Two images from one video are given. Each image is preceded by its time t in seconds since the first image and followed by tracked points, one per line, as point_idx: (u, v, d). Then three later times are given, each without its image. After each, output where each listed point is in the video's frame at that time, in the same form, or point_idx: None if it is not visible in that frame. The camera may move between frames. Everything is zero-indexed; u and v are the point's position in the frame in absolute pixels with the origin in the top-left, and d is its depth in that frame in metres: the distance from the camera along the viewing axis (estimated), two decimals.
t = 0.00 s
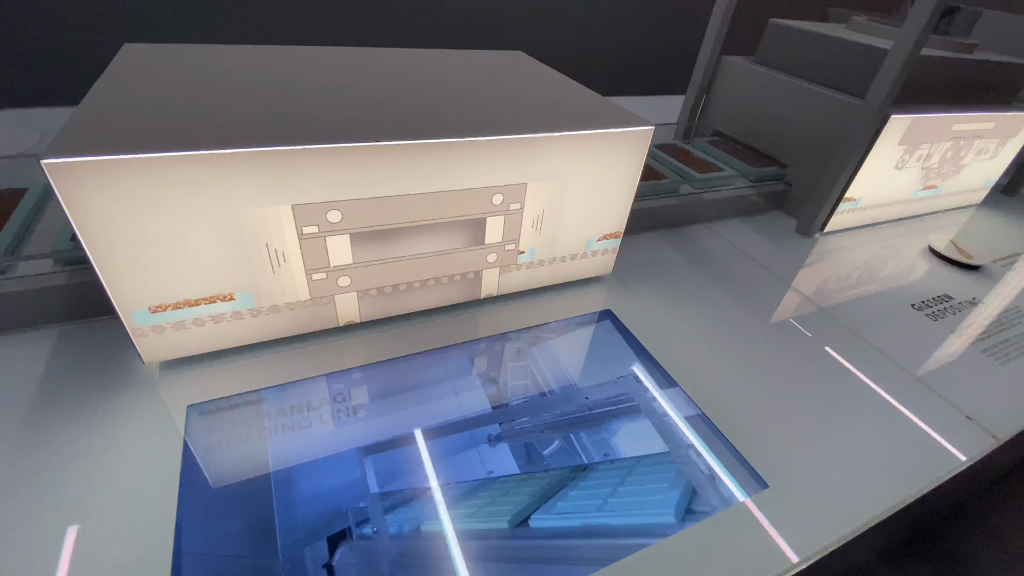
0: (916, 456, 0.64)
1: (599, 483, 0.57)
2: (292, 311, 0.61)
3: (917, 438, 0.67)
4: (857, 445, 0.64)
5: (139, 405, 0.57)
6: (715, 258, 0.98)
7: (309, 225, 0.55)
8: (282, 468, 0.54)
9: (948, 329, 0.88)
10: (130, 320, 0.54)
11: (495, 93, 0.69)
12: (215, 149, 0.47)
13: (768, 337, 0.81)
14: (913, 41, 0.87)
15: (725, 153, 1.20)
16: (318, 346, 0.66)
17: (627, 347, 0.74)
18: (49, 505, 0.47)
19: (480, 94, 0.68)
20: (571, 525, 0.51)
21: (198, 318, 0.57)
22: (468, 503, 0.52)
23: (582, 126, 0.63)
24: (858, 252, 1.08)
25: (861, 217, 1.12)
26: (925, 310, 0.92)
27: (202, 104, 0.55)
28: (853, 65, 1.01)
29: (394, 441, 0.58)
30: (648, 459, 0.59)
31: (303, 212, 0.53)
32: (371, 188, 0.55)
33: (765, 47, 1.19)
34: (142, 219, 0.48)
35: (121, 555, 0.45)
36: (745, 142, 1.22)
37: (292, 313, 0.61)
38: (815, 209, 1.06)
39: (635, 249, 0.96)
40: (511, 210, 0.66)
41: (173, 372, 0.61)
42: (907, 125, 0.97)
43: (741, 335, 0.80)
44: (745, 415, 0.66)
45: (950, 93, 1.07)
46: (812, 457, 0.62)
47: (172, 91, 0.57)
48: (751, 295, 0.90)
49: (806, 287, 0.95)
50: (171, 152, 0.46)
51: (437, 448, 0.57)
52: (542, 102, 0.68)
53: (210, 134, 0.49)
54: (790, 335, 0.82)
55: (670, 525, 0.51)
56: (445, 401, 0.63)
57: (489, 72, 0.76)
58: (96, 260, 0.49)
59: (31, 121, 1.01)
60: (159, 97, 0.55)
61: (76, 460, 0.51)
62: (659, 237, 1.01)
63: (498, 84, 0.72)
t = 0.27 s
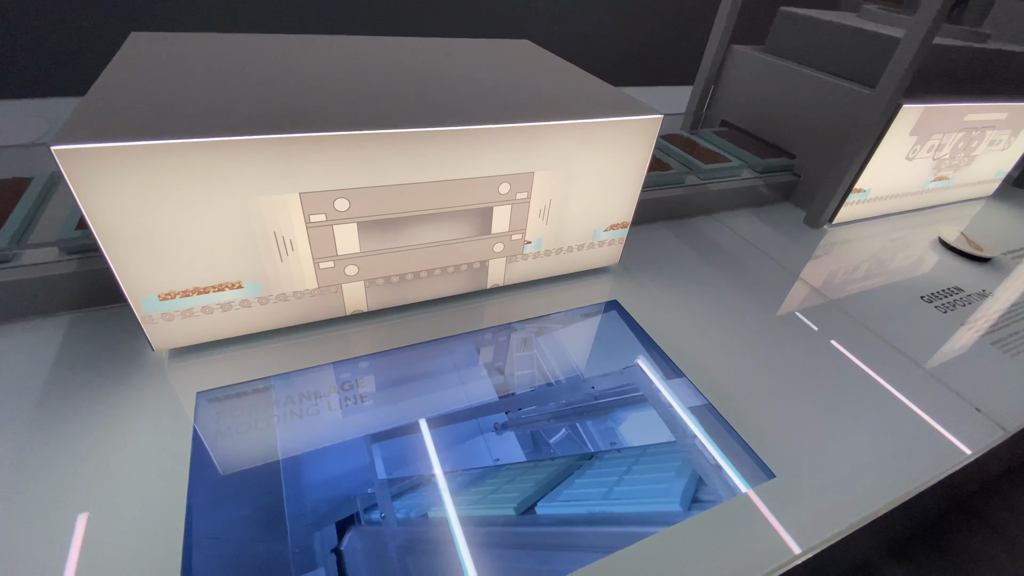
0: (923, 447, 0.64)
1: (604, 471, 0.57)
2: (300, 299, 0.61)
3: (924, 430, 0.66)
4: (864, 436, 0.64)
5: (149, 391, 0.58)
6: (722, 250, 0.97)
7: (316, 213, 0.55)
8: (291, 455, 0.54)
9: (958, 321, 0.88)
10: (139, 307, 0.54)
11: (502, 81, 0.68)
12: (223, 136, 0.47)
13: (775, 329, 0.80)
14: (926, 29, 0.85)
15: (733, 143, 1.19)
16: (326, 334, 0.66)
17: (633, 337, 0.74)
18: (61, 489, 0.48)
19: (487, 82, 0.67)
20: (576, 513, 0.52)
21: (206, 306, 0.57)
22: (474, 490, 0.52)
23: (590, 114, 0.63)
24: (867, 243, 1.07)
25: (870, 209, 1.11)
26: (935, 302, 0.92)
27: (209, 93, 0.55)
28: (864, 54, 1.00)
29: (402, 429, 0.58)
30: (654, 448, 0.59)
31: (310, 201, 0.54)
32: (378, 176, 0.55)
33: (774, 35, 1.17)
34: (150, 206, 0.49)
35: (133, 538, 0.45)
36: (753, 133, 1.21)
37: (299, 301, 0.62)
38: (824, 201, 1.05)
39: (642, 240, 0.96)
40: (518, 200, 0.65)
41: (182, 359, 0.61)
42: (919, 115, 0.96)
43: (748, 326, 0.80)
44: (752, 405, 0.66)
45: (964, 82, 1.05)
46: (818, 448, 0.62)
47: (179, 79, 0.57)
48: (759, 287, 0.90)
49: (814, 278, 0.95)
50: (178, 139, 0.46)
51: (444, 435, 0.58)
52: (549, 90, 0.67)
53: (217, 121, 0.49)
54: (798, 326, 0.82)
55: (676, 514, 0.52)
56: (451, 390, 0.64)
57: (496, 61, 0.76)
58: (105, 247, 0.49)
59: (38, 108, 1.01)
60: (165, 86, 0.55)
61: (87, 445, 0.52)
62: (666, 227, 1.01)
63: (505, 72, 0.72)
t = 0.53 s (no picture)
0: (928, 441, 0.64)
1: (610, 462, 0.57)
2: (306, 291, 0.62)
3: (929, 423, 0.66)
4: (869, 429, 0.64)
5: (157, 382, 0.58)
6: (728, 243, 0.97)
7: (322, 205, 0.55)
8: (298, 445, 0.55)
9: (964, 316, 0.87)
10: (147, 298, 0.55)
11: (507, 74, 0.68)
12: (228, 127, 0.47)
13: (781, 322, 0.80)
14: (935, 21, 0.84)
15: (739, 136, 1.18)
16: (332, 326, 0.67)
17: (638, 330, 0.74)
18: (72, 477, 0.49)
19: (493, 74, 0.67)
20: (582, 504, 0.52)
21: (213, 298, 0.57)
22: (480, 481, 0.53)
23: (595, 106, 0.62)
24: (873, 237, 1.07)
25: (877, 202, 1.10)
26: (941, 296, 0.91)
27: (216, 85, 0.55)
28: (872, 46, 0.99)
29: (407, 420, 0.58)
30: (658, 440, 0.60)
31: (316, 192, 0.54)
32: (384, 168, 0.55)
33: (781, 28, 1.16)
34: (158, 197, 0.49)
35: (143, 526, 0.46)
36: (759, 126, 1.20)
37: (306, 293, 0.62)
38: (830, 194, 1.05)
39: (647, 233, 0.95)
40: (523, 192, 0.65)
41: (190, 350, 0.62)
42: (926, 108, 0.95)
43: (753, 320, 0.80)
44: (757, 399, 0.66)
45: (972, 74, 1.04)
46: (822, 440, 0.62)
47: (185, 72, 0.57)
48: (764, 280, 0.89)
49: (820, 272, 0.94)
50: (184, 131, 0.46)
51: (450, 427, 0.58)
52: (554, 82, 0.67)
53: (222, 113, 0.49)
54: (803, 320, 0.81)
55: (680, 505, 0.52)
56: (456, 382, 0.64)
57: (501, 53, 0.75)
58: (114, 238, 0.49)
59: (41, 102, 1.01)
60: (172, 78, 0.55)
61: (98, 435, 0.52)
62: (671, 221, 1.01)
63: (510, 64, 0.71)
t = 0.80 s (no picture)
0: (931, 434, 0.64)
1: (613, 455, 0.57)
2: (310, 284, 0.62)
3: (934, 417, 0.66)
4: (872, 423, 0.64)
5: (164, 374, 0.58)
6: (732, 237, 0.97)
7: (327, 198, 0.55)
8: (303, 437, 0.55)
9: (969, 310, 0.87)
10: (153, 291, 0.55)
11: (511, 66, 0.68)
12: (233, 120, 0.47)
13: (785, 316, 0.80)
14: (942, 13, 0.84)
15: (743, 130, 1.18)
16: (336, 319, 0.67)
17: (642, 324, 0.75)
18: (82, 468, 0.49)
19: (497, 67, 0.67)
20: (587, 495, 0.52)
21: (219, 291, 0.58)
22: (484, 473, 0.53)
23: (600, 99, 0.62)
24: (878, 231, 1.06)
25: (882, 196, 1.10)
26: (946, 290, 0.91)
27: (220, 78, 0.55)
28: (878, 38, 0.98)
29: (412, 412, 0.59)
30: (662, 433, 0.60)
31: (321, 185, 0.54)
32: (388, 162, 0.55)
33: (786, 20, 1.15)
34: (163, 190, 0.49)
35: (151, 516, 0.46)
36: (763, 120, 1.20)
37: (310, 287, 0.62)
38: (835, 188, 1.04)
39: (650, 227, 0.95)
40: (527, 185, 0.65)
41: (195, 343, 0.62)
42: (933, 100, 0.95)
43: (757, 314, 0.80)
44: (761, 392, 0.66)
45: (979, 67, 1.03)
46: (826, 434, 0.62)
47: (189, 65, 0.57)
48: (768, 274, 0.89)
49: (824, 266, 0.94)
50: (190, 123, 0.46)
51: (455, 419, 0.59)
52: (559, 75, 0.67)
53: (227, 106, 0.49)
54: (807, 314, 0.81)
55: (685, 496, 0.52)
56: (461, 376, 0.64)
57: (505, 45, 0.75)
58: (120, 231, 0.50)
59: (43, 97, 1.01)
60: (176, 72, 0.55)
61: (106, 427, 0.53)
62: (675, 215, 1.00)
63: (514, 57, 0.71)
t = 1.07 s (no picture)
0: (933, 432, 0.64)
1: (615, 452, 0.57)
2: (312, 281, 0.62)
3: (935, 414, 0.66)
4: (874, 420, 0.64)
5: (165, 371, 0.58)
6: (733, 234, 0.97)
7: (328, 195, 0.55)
8: (305, 434, 0.55)
9: (970, 307, 0.87)
10: (154, 288, 0.55)
11: (513, 63, 0.67)
12: (233, 116, 0.47)
13: (786, 314, 0.80)
14: (945, 9, 0.83)
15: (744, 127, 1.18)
16: (337, 316, 0.67)
17: (643, 322, 0.74)
18: (83, 464, 0.49)
19: (497, 64, 0.66)
20: (588, 492, 0.52)
21: (220, 288, 0.58)
22: (486, 470, 0.53)
23: (601, 95, 0.62)
24: (879, 228, 1.06)
25: (884, 193, 1.10)
26: (947, 287, 0.91)
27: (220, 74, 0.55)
28: (880, 35, 0.98)
29: (414, 409, 0.59)
30: (664, 429, 0.60)
31: (322, 182, 0.54)
32: (389, 159, 0.55)
33: (788, 16, 1.15)
34: (164, 187, 0.49)
35: (153, 513, 0.46)
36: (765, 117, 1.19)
37: (311, 284, 0.62)
38: (836, 185, 1.04)
39: (652, 224, 0.95)
40: (528, 182, 0.65)
41: (196, 340, 0.62)
42: (935, 97, 0.94)
43: (758, 311, 0.80)
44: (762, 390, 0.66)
45: (982, 63, 1.03)
46: (828, 431, 0.62)
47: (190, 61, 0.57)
48: (770, 272, 0.89)
49: (825, 264, 0.94)
50: (190, 120, 0.46)
51: (455, 416, 0.58)
52: (560, 72, 0.67)
53: (227, 102, 0.49)
54: (808, 311, 0.81)
55: (686, 493, 0.52)
56: (462, 373, 0.64)
57: (506, 42, 0.75)
58: (121, 228, 0.50)
59: (43, 93, 1.01)
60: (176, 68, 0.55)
61: (107, 424, 0.53)
62: (676, 212, 1.00)
63: (515, 53, 0.71)
